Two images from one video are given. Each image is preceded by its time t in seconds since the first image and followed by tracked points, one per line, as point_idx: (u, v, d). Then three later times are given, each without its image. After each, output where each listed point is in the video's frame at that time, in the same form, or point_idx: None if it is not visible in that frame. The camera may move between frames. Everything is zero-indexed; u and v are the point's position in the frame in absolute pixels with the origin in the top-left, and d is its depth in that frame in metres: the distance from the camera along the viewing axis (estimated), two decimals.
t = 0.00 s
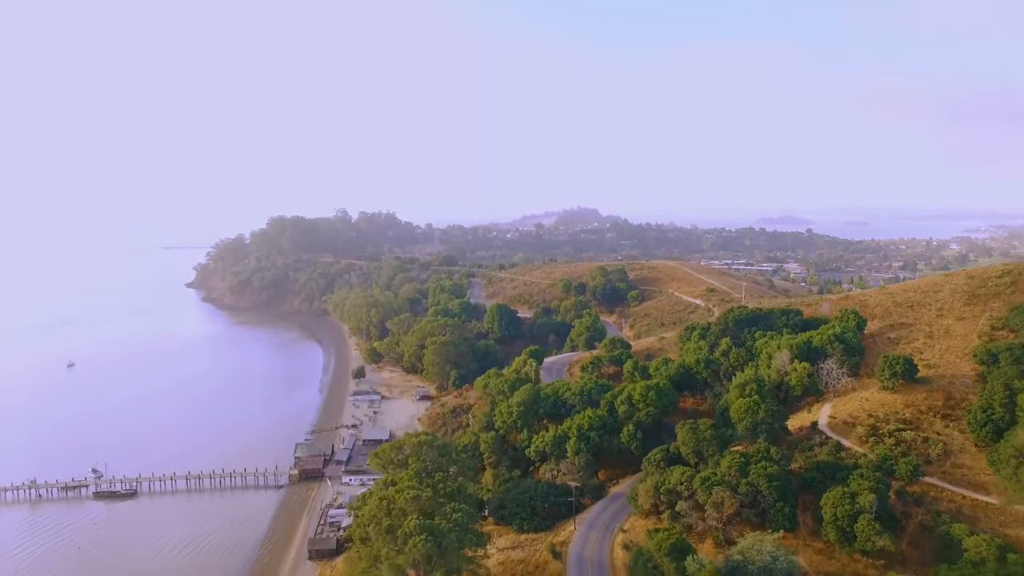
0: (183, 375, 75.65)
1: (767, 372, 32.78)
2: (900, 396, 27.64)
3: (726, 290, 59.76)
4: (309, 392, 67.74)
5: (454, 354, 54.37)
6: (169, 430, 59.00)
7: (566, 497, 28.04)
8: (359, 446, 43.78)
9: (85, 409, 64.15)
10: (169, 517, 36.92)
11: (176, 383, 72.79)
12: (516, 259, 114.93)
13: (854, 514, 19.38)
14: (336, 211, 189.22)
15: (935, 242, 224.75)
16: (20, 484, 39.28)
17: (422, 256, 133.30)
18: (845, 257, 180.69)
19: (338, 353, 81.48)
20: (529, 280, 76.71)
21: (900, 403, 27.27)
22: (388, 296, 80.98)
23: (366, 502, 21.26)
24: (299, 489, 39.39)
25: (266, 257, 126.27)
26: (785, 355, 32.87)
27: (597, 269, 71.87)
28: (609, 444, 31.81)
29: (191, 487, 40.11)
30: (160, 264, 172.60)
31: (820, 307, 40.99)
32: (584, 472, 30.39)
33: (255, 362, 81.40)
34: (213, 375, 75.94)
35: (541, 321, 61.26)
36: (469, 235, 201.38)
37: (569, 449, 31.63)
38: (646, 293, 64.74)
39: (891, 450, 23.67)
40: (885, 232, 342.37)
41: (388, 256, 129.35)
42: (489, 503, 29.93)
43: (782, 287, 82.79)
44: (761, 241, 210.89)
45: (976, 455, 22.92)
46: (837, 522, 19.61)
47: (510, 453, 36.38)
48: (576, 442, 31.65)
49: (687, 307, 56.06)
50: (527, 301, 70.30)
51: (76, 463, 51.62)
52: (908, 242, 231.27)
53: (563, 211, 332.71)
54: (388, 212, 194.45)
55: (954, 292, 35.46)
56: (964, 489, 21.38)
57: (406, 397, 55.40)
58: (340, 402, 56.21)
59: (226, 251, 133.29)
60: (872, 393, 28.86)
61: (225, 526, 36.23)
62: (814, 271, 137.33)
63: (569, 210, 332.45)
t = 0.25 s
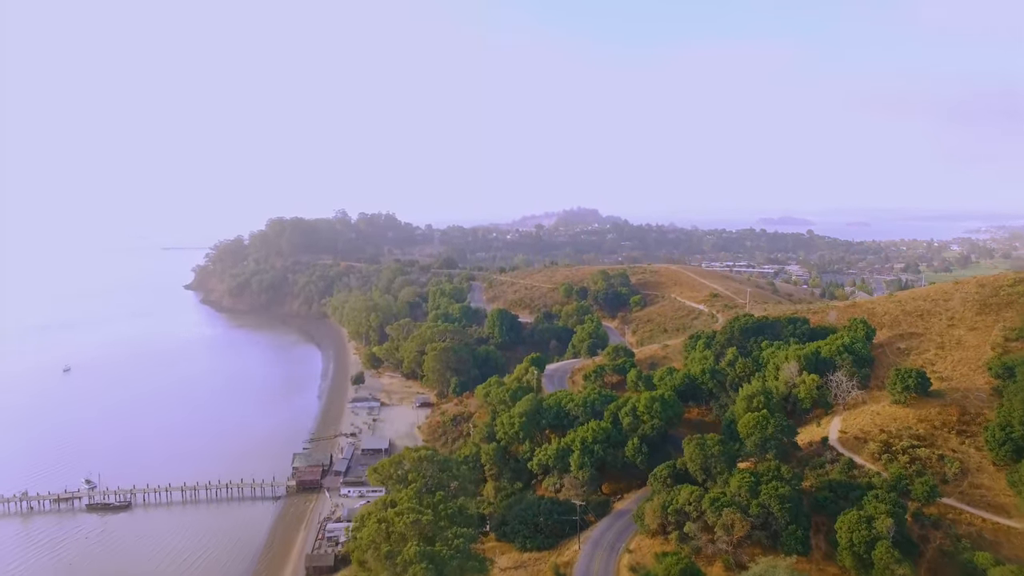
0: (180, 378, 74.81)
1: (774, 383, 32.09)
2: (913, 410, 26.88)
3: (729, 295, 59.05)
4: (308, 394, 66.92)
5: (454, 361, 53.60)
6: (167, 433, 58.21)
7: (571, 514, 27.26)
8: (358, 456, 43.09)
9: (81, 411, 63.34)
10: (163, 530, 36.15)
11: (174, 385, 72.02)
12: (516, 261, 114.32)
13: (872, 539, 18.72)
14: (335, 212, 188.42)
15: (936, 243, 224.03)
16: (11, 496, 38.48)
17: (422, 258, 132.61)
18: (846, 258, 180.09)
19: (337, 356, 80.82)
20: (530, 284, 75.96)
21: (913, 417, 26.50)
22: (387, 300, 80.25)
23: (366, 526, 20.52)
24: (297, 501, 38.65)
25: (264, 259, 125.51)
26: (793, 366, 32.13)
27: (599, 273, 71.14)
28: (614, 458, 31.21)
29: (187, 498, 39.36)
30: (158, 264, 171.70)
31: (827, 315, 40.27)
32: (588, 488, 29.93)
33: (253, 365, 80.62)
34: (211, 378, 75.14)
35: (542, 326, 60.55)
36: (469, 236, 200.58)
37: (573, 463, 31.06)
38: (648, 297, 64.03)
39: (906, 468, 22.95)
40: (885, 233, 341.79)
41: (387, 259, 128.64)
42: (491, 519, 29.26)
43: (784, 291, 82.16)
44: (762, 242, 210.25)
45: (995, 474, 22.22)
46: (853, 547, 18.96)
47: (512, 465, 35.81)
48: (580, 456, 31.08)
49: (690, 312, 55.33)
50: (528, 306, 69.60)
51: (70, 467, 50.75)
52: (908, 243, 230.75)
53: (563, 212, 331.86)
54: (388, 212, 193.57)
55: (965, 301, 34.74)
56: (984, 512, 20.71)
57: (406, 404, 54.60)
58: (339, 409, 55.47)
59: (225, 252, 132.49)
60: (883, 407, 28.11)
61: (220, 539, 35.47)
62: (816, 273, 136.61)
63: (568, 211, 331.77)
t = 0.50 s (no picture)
0: (177, 382, 73.98)
1: (782, 396, 31.33)
2: (927, 426, 26.04)
3: (733, 301, 58.33)
4: (306, 399, 66.15)
5: (454, 368, 52.82)
6: (163, 437, 57.34)
7: (574, 533, 26.40)
8: (357, 468, 42.36)
9: (77, 416, 62.57)
10: (157, 545, 35.34)
11: (171, 389, 71.17)
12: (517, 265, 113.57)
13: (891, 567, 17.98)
14: (334, 214, 187.63)
15: (937, 244, 223.13)
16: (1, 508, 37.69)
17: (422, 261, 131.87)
18: (848, 260, 179.13)
19: (335, 360, 80.07)
20: (531, 289, 75.21)
21: (927, 432, 25.64)
22: (387, 304, 79.47)
23: (365, 554, 19.79)
24: (294, 514, 37.88)
25: (263, 262, 124.78)
26: (801, 379, 31.36)
27: (600, 277, 70.42)
28: (618, 473, 30.51)
29: (181, 512, 38.55)
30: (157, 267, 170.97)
31: (835, 324, 39.52)
32: (592, 505, 29.30)
33: (251, 369, 79.88)
34: (208, 382, 74.35)
35: (543, 332, 59.78)
36: (469, 238, 199.75)
37: (577, 479, 30.41)
38: (650, 303, 63.30)
39: (922, 488, 22.19)
40: (886, 234, 340.93)
41: (387, 261, 127.92)
42: (493, 536, 28.53)
43: (787, 295, 81.41)
44: (763, 244, 209.39)
45: (1015, 496, 21.49)
46: None
47: (513, 478, 35.15)
48: (584, 471, 30.44)
49: (693, 319, 54.58)
50: (529, 311, 68.88)
51: (62, 473, 49.93)
52: (909, 245, 230.04)
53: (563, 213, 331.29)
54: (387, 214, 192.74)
55: (976, 312, 33.98)
56: (1006, 537, 19.99)
57: (405, 412, 53.77)
58: (337, 417, 54.72)
59: (223, 255, 131.78)
60: (896, 422, 27.29)
61: (215, 554, 34.67)
62: (818, 275, 135.76)
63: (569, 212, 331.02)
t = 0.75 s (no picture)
0: (175, 386, 73.18)
1: (790, 409, 30.58)
2: (941, 442, 25.22)
3: (736, 307, 57.60)
4: (304, 403, 65.37)
5: (454, 375, 52.06)
6: (159, 442, 56.55)
7: (578, 554, 25.72)
8: (355, 479, 41.65)
9: (72, 421, 61.82)
10: (149, 561, 34.52)
11: (168, 394, 70.34)
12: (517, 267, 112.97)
13: None
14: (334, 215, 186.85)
15: (938, 246, 222.60)
16: None
17: (422, 264, 131.24)
18: (850, 262, 178.56)
19: (333, 365, 79.39)
20: (531, 293, 74.50)
21: (941, 449, 24.83)
22: (386, 309, 78.72)
23: None
24: (290, 527, 37.10)
25: (262, 264, 124.08)
26: (809, 391, 30.57)
27: (602, 282, 69.71)
28: (622, 488, 29.82)
29: (175, 525, 37.77)
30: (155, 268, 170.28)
31: (842, 334, 38.78)
32: (596, 521, 28.67)
33: (248, 372, 79.04)
34: (206, 386, 73.47)
35: (544, 338, 59.04)
36: (469, 239, 199.14)
37: (580, 494, 29.78)
38: (652, 308, 62.62)
39: (940, 509, 21.40)
40: (886, 235, 340.56)
41: (386, 264, 127.25)
42: (494, 553, 27.77)
43: (790, 299, 80.69)
44: (763, 245, 208.82)
45: None
46: None
47: (514, 491, 34.46)
48: (587, 486, 29.79)
49: (696, 325, 53.87)
50: (529, 316, 68.19)
51: (56, 478, 49.12)
52: (909, 246, 229.45)
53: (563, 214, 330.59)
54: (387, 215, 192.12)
55: (988, 322, 33.22)
56: None
57: (405, 420, 53.00)
58: (335, 425, 53.93)
59: (222, 257, 131.07)
60: (908, 437, 26.46)
61: (209, 569, 33.88)
62: (819, 278, 135.21)
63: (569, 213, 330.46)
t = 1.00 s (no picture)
0: (172, 389, 72.35)
1: (798, 423, 29.83)
2: (957, 459, 24.41)
3: (740, 313, 56.88)
4: (302, 408, 64.61)
5: (454, 383, 51.29)
6: (157, 445, 55.78)
7: None
8: (353, 490, 40.88)
9: (68, 424, 61.05)
10: None
11: (165, 397, 69.54)
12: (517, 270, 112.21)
13: None
14: (333, 216, 186.07)
15: (939, 247, 221.78)
16: None
17: (421, 266, 130.45)
18: (851, 263, 177.78)
19: (332, 369, 78.68)
20: (531, 297, 73.74)
21: (956, 467, 24.04)
22: (385, 313, 77.95)
23: None
24: (287, 541, 36.33)
25: (261, 266, 123.31)
26: (818, 404, 29.78)
27: (603, 286, 68.96)
28: (626, 504, 29.10)
29: (169, 539, 37.00)
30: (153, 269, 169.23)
31: (849, 343, 38.01)
32: (599, 538, 28.02)
33: (246, 376, 78.25)
34: (203, 389, 72.67)
35: (545, 343, 58.23)
36: (469, 240, 198.30)
37: (583, 510, 29.07)
38: (654, 313, 61.88)
39: (958, 531, 20.58)
40: (887, 235, 339.85)
41: (385, 266, 126.41)
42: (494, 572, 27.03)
43: (793, 303, 79.86)
44: (764, 246, 208.07)
45: None
46: None
47: (516, 504, 33.74)
48: (591, 502, 29.07)
49: (699, 331, 53.10)
50: (530, 321, 67.45)
51: (49, 481, 48.36)
52: (910, 247, 228.65)
53: (563, 214, 329.62)
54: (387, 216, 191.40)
55: (1001, 333, 32.45)
56: None
57: (404, 428, 52.22)
58: (333, 432, 53.19)
59: (221, 259, 130.28)
60: (921, 454, 25.70)
61: None
62: (821, 279, 134.46)
63: (568, 213, 329.41)
